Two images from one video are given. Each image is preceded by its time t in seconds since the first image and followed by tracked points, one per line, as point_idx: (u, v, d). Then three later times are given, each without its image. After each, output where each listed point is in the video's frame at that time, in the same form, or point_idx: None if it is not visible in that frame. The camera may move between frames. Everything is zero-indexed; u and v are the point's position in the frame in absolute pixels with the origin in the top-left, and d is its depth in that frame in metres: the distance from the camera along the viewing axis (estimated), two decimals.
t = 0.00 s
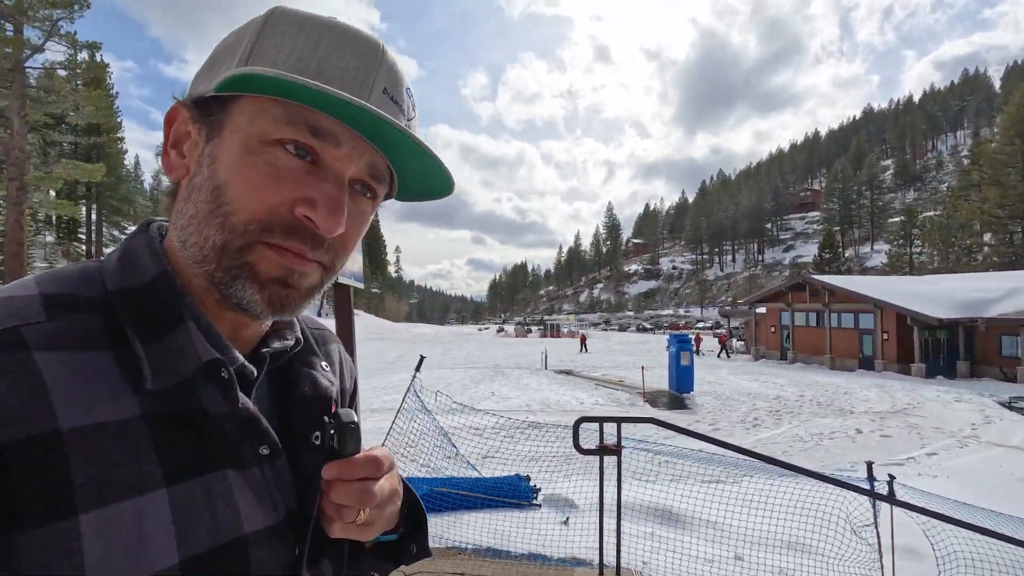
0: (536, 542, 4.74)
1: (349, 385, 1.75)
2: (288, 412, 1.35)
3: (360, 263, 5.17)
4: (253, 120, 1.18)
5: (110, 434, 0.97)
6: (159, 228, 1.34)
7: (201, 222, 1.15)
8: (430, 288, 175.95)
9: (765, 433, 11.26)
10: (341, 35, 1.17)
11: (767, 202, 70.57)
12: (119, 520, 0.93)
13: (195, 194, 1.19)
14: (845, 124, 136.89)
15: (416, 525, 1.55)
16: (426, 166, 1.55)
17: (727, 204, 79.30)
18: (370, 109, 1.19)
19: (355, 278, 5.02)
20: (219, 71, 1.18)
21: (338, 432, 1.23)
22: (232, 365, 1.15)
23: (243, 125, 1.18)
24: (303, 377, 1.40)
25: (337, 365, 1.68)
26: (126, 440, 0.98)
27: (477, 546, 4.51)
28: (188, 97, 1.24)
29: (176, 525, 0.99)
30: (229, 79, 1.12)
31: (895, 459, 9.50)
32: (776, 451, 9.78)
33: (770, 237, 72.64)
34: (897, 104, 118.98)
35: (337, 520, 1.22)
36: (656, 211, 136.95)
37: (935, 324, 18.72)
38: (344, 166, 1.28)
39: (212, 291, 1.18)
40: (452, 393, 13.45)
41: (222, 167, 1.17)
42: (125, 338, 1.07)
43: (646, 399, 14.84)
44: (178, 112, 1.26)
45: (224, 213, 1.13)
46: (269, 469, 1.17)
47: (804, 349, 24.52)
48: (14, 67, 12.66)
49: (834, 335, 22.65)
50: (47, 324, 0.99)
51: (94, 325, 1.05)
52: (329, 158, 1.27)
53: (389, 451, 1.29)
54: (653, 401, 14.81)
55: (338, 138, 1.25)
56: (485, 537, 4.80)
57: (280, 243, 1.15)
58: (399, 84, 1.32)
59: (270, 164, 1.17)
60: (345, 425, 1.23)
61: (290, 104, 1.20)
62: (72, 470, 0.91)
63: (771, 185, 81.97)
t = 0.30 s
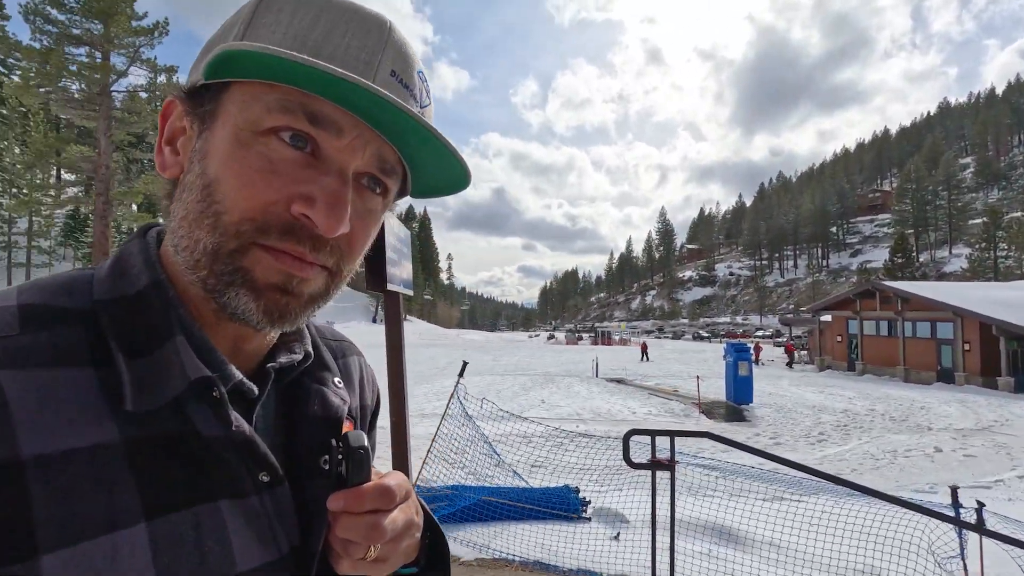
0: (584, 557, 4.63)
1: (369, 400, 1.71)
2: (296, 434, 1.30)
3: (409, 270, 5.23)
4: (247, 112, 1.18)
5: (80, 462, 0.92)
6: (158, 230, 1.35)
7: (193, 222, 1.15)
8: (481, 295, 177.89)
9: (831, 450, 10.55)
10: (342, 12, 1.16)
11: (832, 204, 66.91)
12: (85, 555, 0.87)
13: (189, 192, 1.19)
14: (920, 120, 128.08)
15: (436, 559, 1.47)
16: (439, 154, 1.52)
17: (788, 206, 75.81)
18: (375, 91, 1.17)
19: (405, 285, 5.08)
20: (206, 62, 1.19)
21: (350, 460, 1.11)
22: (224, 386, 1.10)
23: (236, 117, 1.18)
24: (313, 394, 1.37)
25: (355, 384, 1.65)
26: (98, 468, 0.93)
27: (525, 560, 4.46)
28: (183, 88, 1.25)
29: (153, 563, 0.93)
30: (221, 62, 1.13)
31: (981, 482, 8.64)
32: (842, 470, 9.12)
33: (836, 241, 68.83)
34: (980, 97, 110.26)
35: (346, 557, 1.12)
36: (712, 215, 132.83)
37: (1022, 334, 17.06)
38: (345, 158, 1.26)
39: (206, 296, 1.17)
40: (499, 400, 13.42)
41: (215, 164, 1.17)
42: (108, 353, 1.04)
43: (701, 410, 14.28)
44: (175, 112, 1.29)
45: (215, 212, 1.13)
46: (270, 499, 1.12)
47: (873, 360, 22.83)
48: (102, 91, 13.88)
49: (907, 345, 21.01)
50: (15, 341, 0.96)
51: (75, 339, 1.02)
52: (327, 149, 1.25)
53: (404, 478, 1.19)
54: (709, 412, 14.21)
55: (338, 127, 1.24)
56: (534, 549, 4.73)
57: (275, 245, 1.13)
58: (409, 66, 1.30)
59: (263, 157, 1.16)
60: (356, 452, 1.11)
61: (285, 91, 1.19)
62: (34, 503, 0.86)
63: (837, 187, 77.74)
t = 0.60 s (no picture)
0: (621, 569, 4.52)
1: (389, 410, 1.73)
2: (313, 447, 1.30)
3: (445, 275, 5.27)
4: (256, 113, 1.20)
5: (88, 473, 0.90)
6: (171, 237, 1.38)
7: (205, 227, 1.16)
8: (516, 300, 178.23)
9: (883, 464, 10.00)
10: (355, 5, 1.17)
11: (883, 205, 64.01)
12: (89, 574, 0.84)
13: (199, 196, 1.21)
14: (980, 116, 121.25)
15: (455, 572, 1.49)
16: (457, 152, 1.51)
17: (835, 208, 72.97)
18: (388, 87, 1.17)
19: (440, 291, 5.13)
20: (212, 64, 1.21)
21: (365, 478, 1.11)
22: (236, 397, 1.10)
23: (245, 119, 1.20)
24: (329, 405, 1.37)
25: (374, 392, 1.66)
26: (104, 481, 0.91)
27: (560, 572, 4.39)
28: (191, 90, 1.27)
29: None
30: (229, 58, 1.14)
31: None
32: (895, 485, 8.61)
33: (888, 244, 65.79)
34: None
35: None
36: (754, 218, 128.87)
37: None
38: (357, 157, 1.26)
39: (215, 302, 1.18)
40: (534, 406, 13.34)
41: (224, 167, 1.18)
42: (120, 362, 1.03)
43: (742, 418, 13.82)
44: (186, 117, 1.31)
45: (227, 216, 1.14)
46: (280, 514, 1.11)
47: (929, 369, 21.56)
48: (157, 106, 14.70)
49: (966, 354, 19.72)
50: (24, 348, 0.95)
51: (86, 347, 1.01)
52: (340, 150, 1.26)
53: (418, 498, 1.19)
54: (751, 421, 13.73)
55: (349, 129, 1.25)
56: (569, 559, 4.66)
57: (287, 250, 1.14)
58: (426, 60, 1.31)
59: (273, 160, 1.18)
60: (370, 467, 1.10)
61: (295, 88, 1.20)
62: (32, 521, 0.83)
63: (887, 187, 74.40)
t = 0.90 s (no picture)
0: None
1: (412, 413, 1.75)
2: (335, 449, 1.32)
3: (473, 279, 5.31)
4: (285, 124, 1.22)
5: (115, 468, 0.93)
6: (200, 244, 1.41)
7: (237, 236, 1.20)
8: (545, 305, 178.01)
9: (929, 476, 9.54)
10: (380, 12, 1.19)
11: (926, 206, 61.51)
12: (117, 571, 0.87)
13: (229, 204, 1.25)
14: None
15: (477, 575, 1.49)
16: (480, 156, 1.52)
17: (875, 210, 70.53)
18: (417, 94, 1.19)
19: (469, 295, 5.17)
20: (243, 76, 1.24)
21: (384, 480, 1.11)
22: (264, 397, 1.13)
23: (274, 129, 1.23)
24: (352, 406, 1.40)
25: (398, 394, 1.68)
26: (136, 478, 0.94)
27: None
28: (223, 96, 1.30)
29: None
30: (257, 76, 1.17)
31: None
32: (942, 498, 8.21)
33: (932, 247, 63.17)
34: None
35: None
36: (789, 220, 125.39)
37: None
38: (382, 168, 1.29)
39: (244, 307, 1.21)
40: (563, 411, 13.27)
41: (253, 177, 1.21)
42: (152, 363, 1.07)
43: (778, 426, 13.44)
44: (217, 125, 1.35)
45: (258, 227, 1.17)
46: (303, 514, 1.13)
47: (978, 377, 20.62)
48: (198, 117, 15.30)
49: (1018, 362, 18.62)
50: (61, 350, 0.99)
51: (123, 350, 1.06)
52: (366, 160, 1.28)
53: (439, 501, 1.18)
54: (787, 429, 13.35)
55: (375, 138, 1.26)
56: (598, 564, 4.62)
57: (316, 263, 1.16)
58: (450, 65, 1.34)
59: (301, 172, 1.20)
60: (392, 467, 1.11)
61: (324, 99, 1.23)
62: (66, 515, 0.86)
63: (931, 187, 71.50)
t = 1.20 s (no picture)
0: None
1: (421, 401, 1.80)
2: (348, 422, 1.38)
3: (497, 282, 5.35)
4: (299, 128, 1.26)
5: (157, 433, 0.98)
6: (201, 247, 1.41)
7: (257, 231, 1.25)
8: (568, 308, 177.32)
9: (970, 486, 9.20)
10: (369, 29, 1.28)
11: (966, 206, 59.28)
12: (162, 526, 0.92)
13: (245, 203, 1.28)
14: None
15: (486, 544, 1.56)
16: (465, 145, 1.64)
17: (911, 210, 68.28)
18: (412, 98, 1.30)
19: (492, 298, 5.22)
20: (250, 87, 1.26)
21: (394, 445, 1.18)
22: (288, 368, 1.19)
23: (290, 132, 1.26)
24: (360, 386, 1.45)
25: (406, 381, 1.74)
26: (174, 443, 1.00)
27: None
28: (226, 101, 1.29)
29: (223, 537, 0.99)
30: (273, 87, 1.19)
31: None
32: (983, 509, 7.91)
33: (972, 248, 60.87)
34: None
35: (394, 539, 1.17)
36: (819, 222, 122.34)
37: None
38: (387, 162, 1.38)
39: (267, 298, 1.29)
40: (587, 415, 13.19)
41: (272, 178, 1.26)
42: (182, 338, 1.12)
43: (809, 433, 13.12)
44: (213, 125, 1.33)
45: (280, 223, 1.23)
46: (327, 480, 1.19)
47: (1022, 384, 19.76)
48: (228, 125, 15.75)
49: None
50: (103, 326, 1.04)
51: (155, 326, 1.11)
52: (374, 156, 1.36)
53: (446, 467, 1.24)
54: (818, 436, 13.02)
55: (382, 138, 1.35)
56: (621, 571, 4.60)
57: (340, 250, 1.26)
58: (424, 73, 1.43)
59: (320, 172, 1.26)
60: (399, 434, 1.18)
61: (330, 100, 1.28)
62: (115, 474, 0.91)
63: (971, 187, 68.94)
